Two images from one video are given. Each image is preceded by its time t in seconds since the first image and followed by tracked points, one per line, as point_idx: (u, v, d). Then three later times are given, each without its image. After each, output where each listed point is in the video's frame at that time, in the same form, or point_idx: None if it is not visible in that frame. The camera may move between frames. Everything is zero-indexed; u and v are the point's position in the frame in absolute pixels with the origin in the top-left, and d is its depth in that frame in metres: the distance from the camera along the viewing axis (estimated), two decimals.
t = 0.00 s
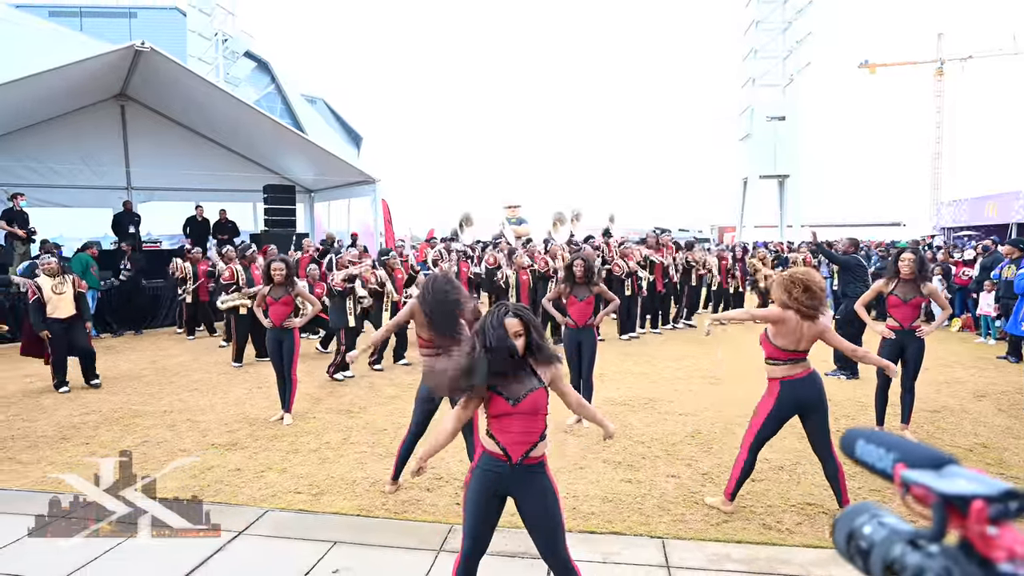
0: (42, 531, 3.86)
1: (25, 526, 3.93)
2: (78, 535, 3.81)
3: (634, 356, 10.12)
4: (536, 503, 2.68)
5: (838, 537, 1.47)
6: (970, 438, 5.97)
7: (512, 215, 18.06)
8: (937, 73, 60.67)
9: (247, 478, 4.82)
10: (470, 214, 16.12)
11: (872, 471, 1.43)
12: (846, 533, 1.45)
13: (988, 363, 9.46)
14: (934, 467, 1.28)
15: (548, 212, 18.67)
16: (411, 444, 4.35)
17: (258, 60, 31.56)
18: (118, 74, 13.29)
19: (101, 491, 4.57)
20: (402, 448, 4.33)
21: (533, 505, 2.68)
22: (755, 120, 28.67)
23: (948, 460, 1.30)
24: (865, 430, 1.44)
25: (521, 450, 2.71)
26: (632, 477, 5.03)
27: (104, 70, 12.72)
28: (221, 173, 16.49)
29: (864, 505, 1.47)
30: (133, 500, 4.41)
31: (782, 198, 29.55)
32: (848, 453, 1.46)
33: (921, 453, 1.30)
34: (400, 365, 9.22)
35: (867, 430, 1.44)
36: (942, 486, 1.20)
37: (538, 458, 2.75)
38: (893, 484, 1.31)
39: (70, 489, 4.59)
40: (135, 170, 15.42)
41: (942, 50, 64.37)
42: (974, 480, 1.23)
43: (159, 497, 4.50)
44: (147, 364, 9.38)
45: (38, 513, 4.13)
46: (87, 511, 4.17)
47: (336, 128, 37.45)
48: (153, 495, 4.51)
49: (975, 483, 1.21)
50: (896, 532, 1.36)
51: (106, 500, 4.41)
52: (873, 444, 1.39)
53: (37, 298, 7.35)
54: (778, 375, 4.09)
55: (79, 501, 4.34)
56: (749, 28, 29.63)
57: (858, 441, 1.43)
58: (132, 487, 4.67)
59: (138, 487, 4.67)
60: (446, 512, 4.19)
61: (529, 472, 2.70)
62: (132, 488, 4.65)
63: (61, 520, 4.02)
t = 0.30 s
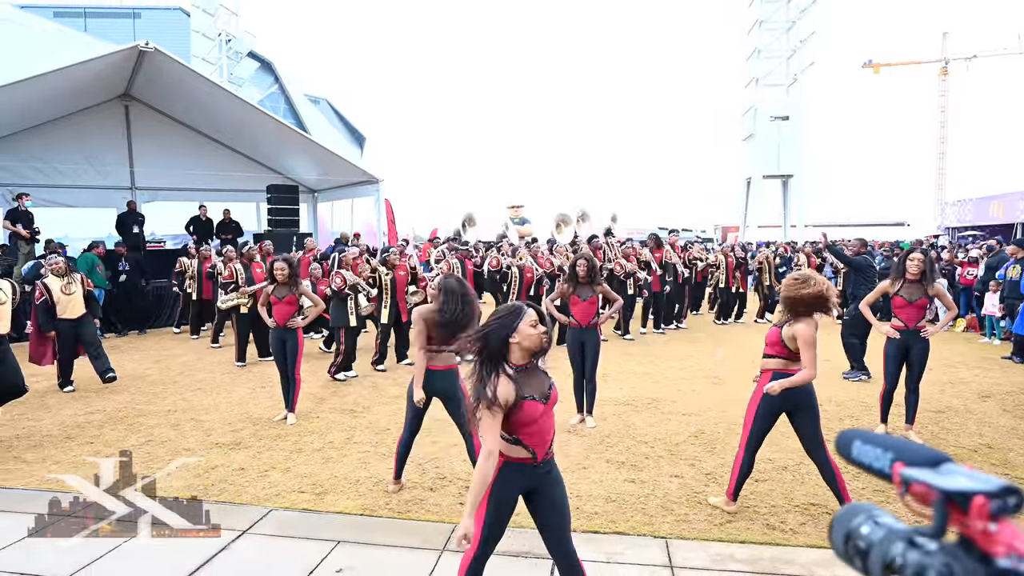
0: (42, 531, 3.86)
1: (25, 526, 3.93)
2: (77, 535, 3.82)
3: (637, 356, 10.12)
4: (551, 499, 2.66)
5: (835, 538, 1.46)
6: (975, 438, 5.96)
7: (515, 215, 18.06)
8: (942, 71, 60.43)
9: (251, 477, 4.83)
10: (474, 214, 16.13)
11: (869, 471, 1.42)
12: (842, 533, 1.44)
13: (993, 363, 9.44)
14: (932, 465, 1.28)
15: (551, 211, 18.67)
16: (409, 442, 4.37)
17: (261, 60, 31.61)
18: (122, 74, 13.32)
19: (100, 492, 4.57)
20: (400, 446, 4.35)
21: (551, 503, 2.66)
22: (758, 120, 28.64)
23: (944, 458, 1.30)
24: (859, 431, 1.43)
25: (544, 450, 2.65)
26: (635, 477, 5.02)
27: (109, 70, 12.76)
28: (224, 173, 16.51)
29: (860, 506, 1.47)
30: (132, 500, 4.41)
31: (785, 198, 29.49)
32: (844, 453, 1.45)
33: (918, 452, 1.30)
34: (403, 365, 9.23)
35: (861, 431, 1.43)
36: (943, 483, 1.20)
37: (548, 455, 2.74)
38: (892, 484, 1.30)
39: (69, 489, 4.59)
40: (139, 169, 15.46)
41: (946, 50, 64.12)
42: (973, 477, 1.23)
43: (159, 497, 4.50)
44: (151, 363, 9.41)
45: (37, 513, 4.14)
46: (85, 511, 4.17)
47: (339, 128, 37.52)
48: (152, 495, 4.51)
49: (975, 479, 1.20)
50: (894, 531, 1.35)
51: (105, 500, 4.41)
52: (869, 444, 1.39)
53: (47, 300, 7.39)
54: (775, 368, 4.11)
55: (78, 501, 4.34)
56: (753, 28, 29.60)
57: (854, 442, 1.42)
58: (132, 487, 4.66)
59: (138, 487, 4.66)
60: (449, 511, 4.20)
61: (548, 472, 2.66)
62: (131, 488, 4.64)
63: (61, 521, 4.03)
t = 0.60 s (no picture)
0: (41, 532, 3.88)
1: (25, 526, 3.95)
2: (78, 535, 3.83)
3: (640, 356, 10.12)
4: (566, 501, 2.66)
5: (834, 537, 1.46)
6: (978, 438, 5.95)
7: (518, 215, 18.08)
8: (945, 72, 60.23)
9: (255, 477, 4.85)
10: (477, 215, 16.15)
11: (868, 471, 1.42)
12: (841, 532, 1.45)
13: (997, 363, 9.42)
14: (929, 465, 1.29)
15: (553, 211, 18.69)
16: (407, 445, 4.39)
17: (264, 61, 31.69)
18: (125, 75, 13.36)
19: (100, 492, 4.58)
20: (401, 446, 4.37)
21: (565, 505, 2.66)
22: (761, 120, 28.62)
23: (941, 456, 1.31)
24: (857, 430, 1.43)
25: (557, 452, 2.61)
26: (638, 476, 5.03)
27: (113, 70, 12.80)
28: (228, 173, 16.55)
29: (858, 505, 1.47)
30: (132, 500, 4.42)
31: (788, 198, 29.45)
32: (842, 454, 1.44)
33: (915, 451, 1.30)
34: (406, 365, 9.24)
35: (859, 431, 1.42)
36: (941, 481, 1.21)
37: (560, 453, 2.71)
38: (890, 484, 1.30)
39: (70, 489, 4.61)
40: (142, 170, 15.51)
41: (949, 50, 63.95)
42: (970, 475, 1.23)
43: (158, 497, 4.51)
44: (154, 363, 9.44)
45: (38, 513, 4.15)
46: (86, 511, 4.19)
47: (342, 129, 37.60)
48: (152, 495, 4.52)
49: (973, 478, 1.21)
50: (892, 529, 1.36)
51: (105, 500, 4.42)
52: (867, 444, 1.39)
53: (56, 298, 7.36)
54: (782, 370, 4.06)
55: (78, 501, 4.35)
56: (755, 28, 29.60)
57: (852, 442, 1.41)
58: (132, 487, 4.68)
59: (137, 487, 4.67)
60: (452, 511, 4.21)
61: (563, 472, 2.65)
62: (131, 488, 4.66)
63: (61, 521, 4.04)
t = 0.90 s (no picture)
0: (42, 531, 3.89)
1: (26, 526, 3.96)
2: (78, 535, 3.84)
3: (642, 356, 10.11)
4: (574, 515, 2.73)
5: (836, 537, 1.47)
6: (981, 438, 5.94)
7: (520, 214, 18.07)
8: (949, 71, 60.06)
9: (257, 476, 4.86)
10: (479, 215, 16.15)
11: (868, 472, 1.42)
12: (843, 532, 1.45)
13: (1000, 363, 9.40)
14: (926, 463, 1.29)
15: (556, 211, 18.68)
16: (415, 438, 4.52)
17: (267, 61, 31.73)
18: (128, 75, 13.39)
19: (100, 491, 4.59)
20: (407, 442, 4.53)
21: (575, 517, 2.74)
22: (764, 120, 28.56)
23: (938, 454, 1.31)
24: (858, 432, 1.43)
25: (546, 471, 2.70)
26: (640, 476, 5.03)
27: (116, 70, 12.82)
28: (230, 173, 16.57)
29: (860, 505, 1.47)
30: (133, 500, 4.43)
31: (791, 198, 29.36)
32: (842, 455, 1.45)
33: (912, 451, 1.30)
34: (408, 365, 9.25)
35: (858, 432, 1.42)
36: (937, 479, 1.21)
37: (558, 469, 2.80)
38: (889, 483, 1.30)
39: (70, 489, 4.62)
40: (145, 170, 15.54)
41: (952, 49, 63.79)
42: (968, 473, 1.24)
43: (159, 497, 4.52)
44: (156, 363, 9.45)
45: (38, 513, 4.16)
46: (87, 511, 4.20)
47: (344, 128, 37.61)
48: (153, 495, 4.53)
49: (970, 475, 1.21)
50: (893, 528, 1.36)
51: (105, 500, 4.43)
52: (867, 445, 1.39)
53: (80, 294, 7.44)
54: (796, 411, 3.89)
55: (78, 501, 4.37)
56: (758, 27, 29.56)
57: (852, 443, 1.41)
58: (132, 487, 4.69)
59: (137, 487, 4.69)
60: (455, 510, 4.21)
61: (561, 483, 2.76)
62: (131, 488, 4.67)
63: (61, 521, 4.05)
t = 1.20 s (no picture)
0: (42, 531, 3.89)
1: (26, 526, 3.96)
2: (78, 535, 3.84)
3: (644, 356, 10.10)
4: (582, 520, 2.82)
5: (836, 538, 1.46)
6: (983, 438, 5.93)
7: (522, 214, 18.06)
8: (952, 71, 59.90)
9: (258, 476, 4.86)
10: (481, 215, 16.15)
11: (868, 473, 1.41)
12: (843, 533, 1.44)
13: (1002, 363, 9.38)
14: (927, 464, 1.28)
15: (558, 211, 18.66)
16: (416, 441, 4.50)
17: (270, 61, 31.77)
18: (130, 75, 13.40)
19: (100, 492, 4.60)
20: (408, 442, 4.50)
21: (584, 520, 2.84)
22: (766, 120, 28.52)
23: (937, 454, 1.30)
24: (858, 432, 1.42)
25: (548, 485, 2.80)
26: (642, 476, 5.02)
27: (117, 70, 12.84)
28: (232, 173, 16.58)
29: (859, 506, 1.47)
30: (133, 500, 4.44)
31: (793, 198, 29.28)
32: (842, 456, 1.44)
33: (912, 451, 1.30)
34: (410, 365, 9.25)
35: (858, 432, 1.42)
36: (937, 480, 1.20)
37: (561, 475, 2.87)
38: (889, 483, 1.29)
39: (71, 489, 4.62)
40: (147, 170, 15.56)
41: (954, 49, 63.67)
42: (968, 473, 1.23)
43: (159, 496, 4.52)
44: (158, 362, 9.45)
45: (38, 513, 4.17)
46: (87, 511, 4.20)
47: (346, 129, 37.59)
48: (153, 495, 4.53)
49: (971, 476, 1.21)
50: (894, 529, 1.35)
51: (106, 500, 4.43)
52: (866, 446, 1.38)
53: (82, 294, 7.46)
54: (778, 417, 3.92)
55: (79, 501, 4.37)
56: (761, 27, 29.53)
57: (852, 443, 1.41)
58: (132, 487, 4.69)
59: (138, 487, 4.69)
60: (456, 510, 4.21)
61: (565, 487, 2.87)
62: (132, 488, 4.67)
63: (62, 520, 4.06)
